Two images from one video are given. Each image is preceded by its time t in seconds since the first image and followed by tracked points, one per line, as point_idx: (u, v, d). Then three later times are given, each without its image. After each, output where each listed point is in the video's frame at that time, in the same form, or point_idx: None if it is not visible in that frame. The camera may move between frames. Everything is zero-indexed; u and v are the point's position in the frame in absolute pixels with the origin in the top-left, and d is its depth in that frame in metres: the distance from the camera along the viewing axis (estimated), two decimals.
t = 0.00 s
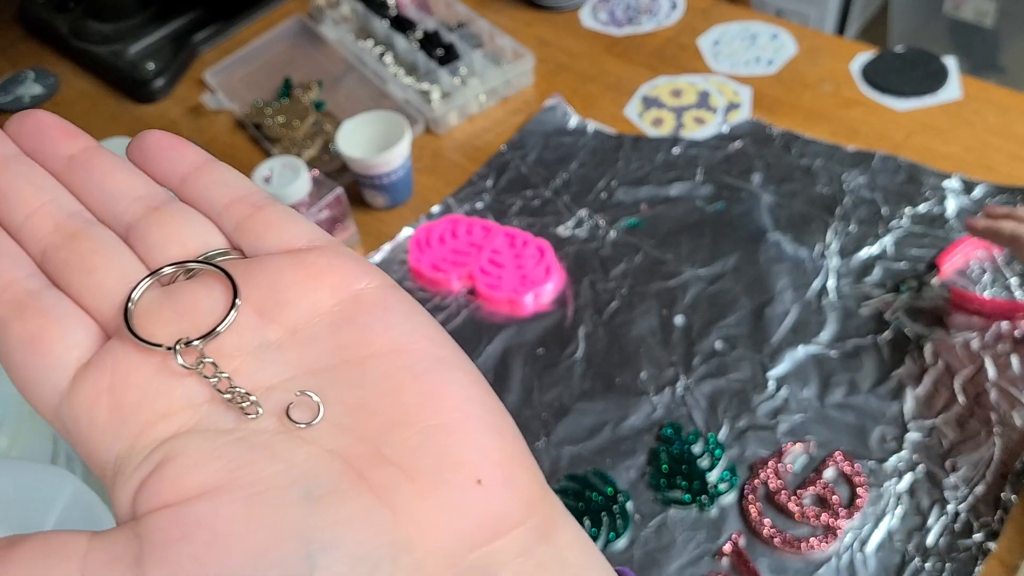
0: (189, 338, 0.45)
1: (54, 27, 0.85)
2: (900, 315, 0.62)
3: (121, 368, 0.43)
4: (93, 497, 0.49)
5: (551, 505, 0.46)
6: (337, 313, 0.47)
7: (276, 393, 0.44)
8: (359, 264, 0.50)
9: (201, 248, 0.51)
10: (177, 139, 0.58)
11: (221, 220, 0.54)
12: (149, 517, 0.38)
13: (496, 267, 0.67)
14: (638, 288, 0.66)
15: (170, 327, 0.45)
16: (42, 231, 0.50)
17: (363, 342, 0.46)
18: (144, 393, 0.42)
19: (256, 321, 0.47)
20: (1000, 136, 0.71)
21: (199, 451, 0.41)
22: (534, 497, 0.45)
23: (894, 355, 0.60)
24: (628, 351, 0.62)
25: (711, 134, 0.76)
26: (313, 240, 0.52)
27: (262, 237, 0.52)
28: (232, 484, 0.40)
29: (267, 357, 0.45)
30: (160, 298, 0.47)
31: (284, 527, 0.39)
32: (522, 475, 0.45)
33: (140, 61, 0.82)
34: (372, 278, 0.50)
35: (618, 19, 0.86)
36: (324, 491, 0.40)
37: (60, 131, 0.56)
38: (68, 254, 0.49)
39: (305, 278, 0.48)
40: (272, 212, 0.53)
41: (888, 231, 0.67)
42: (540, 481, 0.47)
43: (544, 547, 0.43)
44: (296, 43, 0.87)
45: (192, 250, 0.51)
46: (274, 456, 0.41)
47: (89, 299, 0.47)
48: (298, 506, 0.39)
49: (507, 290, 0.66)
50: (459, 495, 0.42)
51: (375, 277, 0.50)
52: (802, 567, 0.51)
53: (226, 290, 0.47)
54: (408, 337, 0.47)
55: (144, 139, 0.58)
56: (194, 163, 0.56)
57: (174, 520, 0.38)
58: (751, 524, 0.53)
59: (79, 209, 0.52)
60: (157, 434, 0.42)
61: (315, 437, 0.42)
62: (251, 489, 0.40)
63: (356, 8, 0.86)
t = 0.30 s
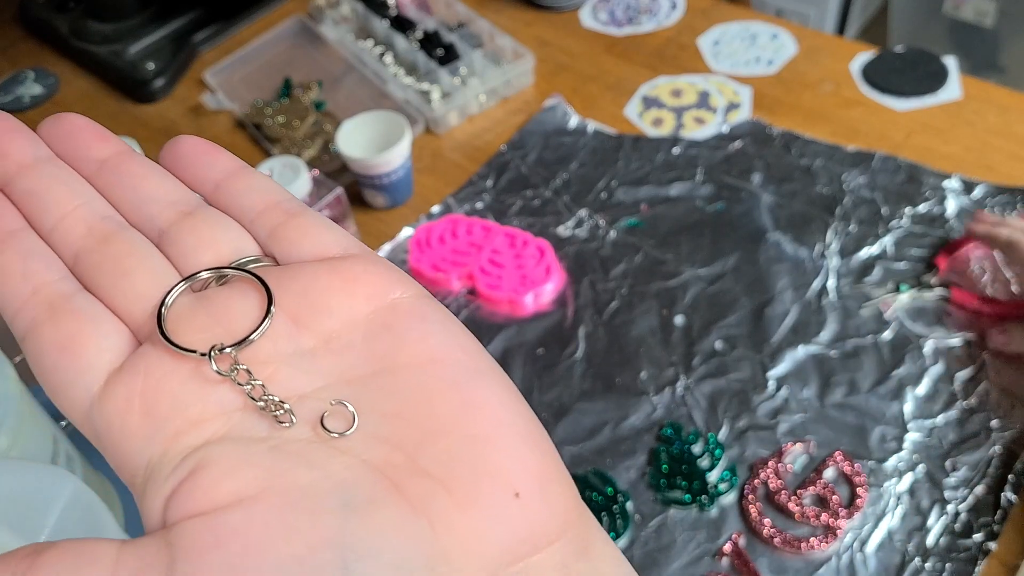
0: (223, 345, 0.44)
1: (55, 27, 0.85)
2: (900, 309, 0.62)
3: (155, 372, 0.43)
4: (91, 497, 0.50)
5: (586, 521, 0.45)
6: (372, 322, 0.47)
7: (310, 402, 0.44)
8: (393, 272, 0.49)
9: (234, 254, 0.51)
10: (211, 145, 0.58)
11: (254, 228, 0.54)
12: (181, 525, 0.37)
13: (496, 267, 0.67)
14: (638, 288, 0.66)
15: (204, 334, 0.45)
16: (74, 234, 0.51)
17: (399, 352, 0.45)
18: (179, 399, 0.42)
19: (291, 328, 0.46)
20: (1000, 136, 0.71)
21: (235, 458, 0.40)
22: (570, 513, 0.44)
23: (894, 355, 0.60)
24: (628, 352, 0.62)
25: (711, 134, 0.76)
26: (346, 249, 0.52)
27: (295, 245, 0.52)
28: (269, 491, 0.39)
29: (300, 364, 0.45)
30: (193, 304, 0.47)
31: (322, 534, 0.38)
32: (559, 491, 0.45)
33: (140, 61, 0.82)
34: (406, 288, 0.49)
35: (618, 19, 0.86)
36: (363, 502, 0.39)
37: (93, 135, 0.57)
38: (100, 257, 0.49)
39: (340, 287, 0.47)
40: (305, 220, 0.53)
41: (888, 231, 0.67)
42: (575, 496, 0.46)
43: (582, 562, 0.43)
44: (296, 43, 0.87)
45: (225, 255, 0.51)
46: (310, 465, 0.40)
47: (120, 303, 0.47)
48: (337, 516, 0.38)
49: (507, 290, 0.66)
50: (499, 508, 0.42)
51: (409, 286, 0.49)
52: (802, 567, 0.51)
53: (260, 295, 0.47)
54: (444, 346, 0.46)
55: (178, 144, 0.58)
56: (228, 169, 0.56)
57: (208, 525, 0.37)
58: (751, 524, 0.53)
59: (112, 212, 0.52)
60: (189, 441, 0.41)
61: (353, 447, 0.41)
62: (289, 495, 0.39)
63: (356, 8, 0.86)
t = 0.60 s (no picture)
0: (229, 362, 0.44)
1: (55, 27, 0.85)
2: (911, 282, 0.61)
3: (157, 391, 0.42)
4: (92, 496, 0.50)
5: (604, 546, 0.46)
6: (383, 337, 0.47)
7: (319, 422, 0.43)
8: (404, 285, 0.49)
9: (242, 264, 0.51)
10: (213, 150, 0.58)
11: (260, 236, 0.54)
12: (185, 552, 0.37)
13: (496, 267, 0.67)
14: (638, 288, 0.66)
15: (209, 349, 0.45)
16: (73, 243, 0.51)
17: (412, 370, 0.45)
18: (183, 418, 0.42)
19: (299, 344, 0.46)
20: (1000, 136, 0.71)
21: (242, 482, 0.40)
22: (587, 537, 0.45)
23: (894, 355, 0.60)
24: (628, 352, 0.62)
25: (711, 134, 0.76)
26: (356, 261, 0.51)
27: (302, 256, 0.52)
28: (276, 518, 0.38)
29: (309, 381, 0.45)
30: (196, 317, 0.47)
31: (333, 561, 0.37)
32: (576, 513, 0.45)
33: (140, 61, 0.82)
34: (418, 300, 0.49)
35: (618, 19, 0.86)
36: (374, 527, 0.39)
37: (92, 138, 0.57)
38: (101, 269, 0.49)
39: (351, 300, 0.47)
40: (311, 228, 0.53)
41: (888, 231, 0.67)
42: (593, 519, 0.46)
43: None
44: (296, 43, 0.87)
45: (233, 266, 0.51)
46: (320, 490, 0.40)
47: (120, 317, 0.47)
48: (349, 543, 0.38)
49: (507, 290, 0.66)
50: (517, 533, 0.42)
51: (421, 300, 0.49)
52: (802, 567, 0.51)
53: (265, 311, 0.47)
54: (458, 363, 0.46)
55: (180, 147, 0.58)
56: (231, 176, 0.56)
57: (213, 555, 0.37)
58: (751, 524, 0.53)
59: (111, 220, 0.52)
60: (192, 464, 0.41)
61: (365, 472, 0.41)
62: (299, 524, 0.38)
63: (356, 8, 0.86)
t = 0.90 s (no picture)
0: (220, 355, 0.44)
1: (55, 27, 0.85)
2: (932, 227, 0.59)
3: (147, 384, 0.42)
4: (92, 495, 0.50)
5: (600, 545, 0.46)
6: (379, 332, 0.47)
7: (314, 414, 0.43)
8: (401, 279, 0.50)
9: (232, 255, 0.51)
10: (207, 142, 0.58)
11: (253, 228, 0.54)
12: (176, 547, 0.37)
13: (496, 267, 0.67)
14: (638, 288, 0.66)
15: (200, 340, 0.45)
16: (64, 235, 0.50)
17: (406, 364, 0.45)
18: (173, 412, 0.41)
19: (293, 338, 0.46)
20: (1001, 136, 0.71)
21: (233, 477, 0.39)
22: (584, 536, 0.45)
23: (894, 355, 0.60)
24: (628, 352, 0.62)
25: (711, 134, 0.76)
26: (350, 254, 0.52)
27: (296, 249, 0.52)
28: (268, 513, 0.38)
29: (302, 375, 0.45)
30: (188, 310, 0.47)
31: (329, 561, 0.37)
32: (572, 512, 0.45)
33: (140, 61, 0.82)
34: (413, 295, 0.49)
35: (618, 19, 0.86)
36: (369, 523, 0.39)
37: (85, 130, 0.56)
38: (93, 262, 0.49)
39: (346, 295, 0.47)
40: (305, 221, 0.53)
41: (888, 230, 0.67)
42: (590, 518, 0.46)
43: None
44: (295, 43, 0.87)
45: (224, 258, 0.51)
46: (312, 484, 0.40)
47: (110, 309, 0.47)
48: (342, 538, 0.38)
49: (507, 289, 0.66)
50: (515, 531, 0.42)
51: (416, 295, 0.49)
52: (802, 567, 0.51)
53: (258, 304, 0.47)
54: (453, 358, 0.46)
55: (173, 139, 0.58)
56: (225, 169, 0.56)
57: (203, 551, 0.37)
58: (751, 524, 0.53)
59: (102, 212, 0.52)
60: (183, 459, 0.40)
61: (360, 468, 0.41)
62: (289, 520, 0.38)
63: (356, 8, 0.86)
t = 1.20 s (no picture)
0: (241, 360, 0.44)
1: (55, 27, 0.85)
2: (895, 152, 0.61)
3: (172, 389, 0.42)
4: (91, 494, 0.50)
5: (606, 548, 0.45)
6: (395, 339, 0.47)
7: (329, 418, 0.43)
8: (415, 288, 0.49)
9: (255, 262, 0.51)
10: (233, 152, 0.58)
11: (275, 237, 0.54)
12: (198, 543, 0.37)
13: (496, 267, 0.67)
14: (638, 288, 0.66)
15: (222, 346, 0.45)
16: (93, 242, 0.51)
17: (419, 372, 0.45)
18: (194, 414, 0.42)
19: (311, 345, 0.46)
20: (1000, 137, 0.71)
21: (252, 476, 0.39)
22: (589, 537, 0.45)
23: (894, 355, 0.60)
24: (628, 352, 0.62)
25: (711, 134, 0.76)
26: (366, 263, 0.52)
27: (316, 257, 0.52)
28: (287, 510, 0.38)
29: (320, 381, 0.45)
30: (211, 316, 0.47)
31: (339, 557, 0.37)
32: (576, 513, 0.45)
33: (140, 61, 0.82)
34: (427, 303, 0.49)
35: (618, 19, 0.86)
36: (382, 526, 0.39)
37: (115, 140, 0.56)
38: (118, 266, 0.49)
39: (363, 302, 0.47)
40: (325, 230, 0.53)
41: (888, 231, 0.67)
42: (593, 519, 0.46)
43: None
44: (295, 43, 0.87)
45: (247, 265, 0.51)
46: (328, 486, 0.40)
47: (139, 315, 0.47)
48: (355, 540, 0.38)
49: (507, 290, 0.66)
50: (519, 534, 0.42)
51: (430, 303, 0.49)
52: (802, 567, 0.51)
53: (279, 312, 0.47)
54: (463, 367, 0.46)
55: (199, 149, 0.58)
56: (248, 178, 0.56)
57: (227, 547, 0.36)
58: (751, 524, 0.53)
59: (130, 219, 0.52)
60: (206, 458, 0.41)
61: (371, 469, 0.41)
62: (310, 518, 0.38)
63: (356, 8, 0.86)
